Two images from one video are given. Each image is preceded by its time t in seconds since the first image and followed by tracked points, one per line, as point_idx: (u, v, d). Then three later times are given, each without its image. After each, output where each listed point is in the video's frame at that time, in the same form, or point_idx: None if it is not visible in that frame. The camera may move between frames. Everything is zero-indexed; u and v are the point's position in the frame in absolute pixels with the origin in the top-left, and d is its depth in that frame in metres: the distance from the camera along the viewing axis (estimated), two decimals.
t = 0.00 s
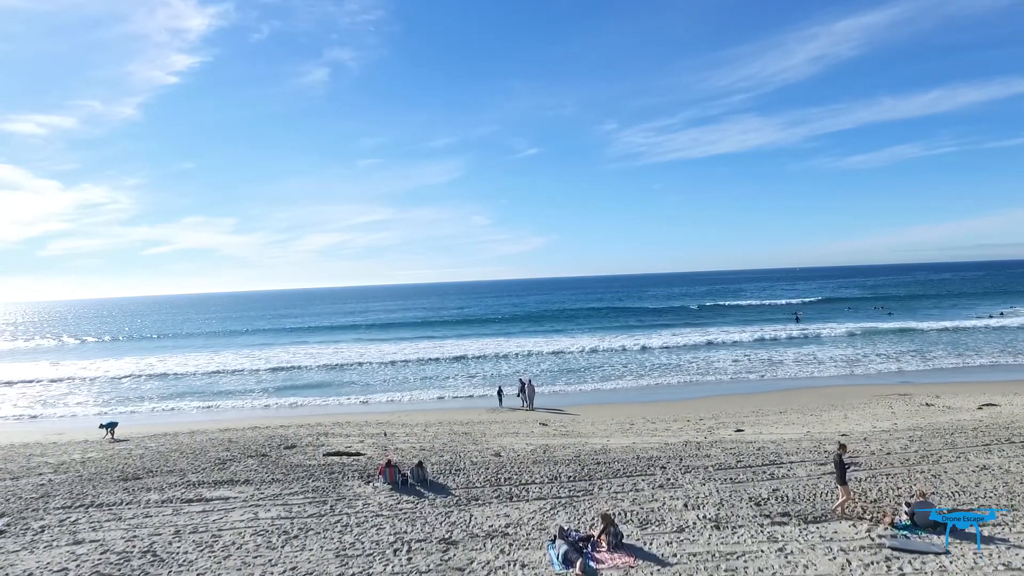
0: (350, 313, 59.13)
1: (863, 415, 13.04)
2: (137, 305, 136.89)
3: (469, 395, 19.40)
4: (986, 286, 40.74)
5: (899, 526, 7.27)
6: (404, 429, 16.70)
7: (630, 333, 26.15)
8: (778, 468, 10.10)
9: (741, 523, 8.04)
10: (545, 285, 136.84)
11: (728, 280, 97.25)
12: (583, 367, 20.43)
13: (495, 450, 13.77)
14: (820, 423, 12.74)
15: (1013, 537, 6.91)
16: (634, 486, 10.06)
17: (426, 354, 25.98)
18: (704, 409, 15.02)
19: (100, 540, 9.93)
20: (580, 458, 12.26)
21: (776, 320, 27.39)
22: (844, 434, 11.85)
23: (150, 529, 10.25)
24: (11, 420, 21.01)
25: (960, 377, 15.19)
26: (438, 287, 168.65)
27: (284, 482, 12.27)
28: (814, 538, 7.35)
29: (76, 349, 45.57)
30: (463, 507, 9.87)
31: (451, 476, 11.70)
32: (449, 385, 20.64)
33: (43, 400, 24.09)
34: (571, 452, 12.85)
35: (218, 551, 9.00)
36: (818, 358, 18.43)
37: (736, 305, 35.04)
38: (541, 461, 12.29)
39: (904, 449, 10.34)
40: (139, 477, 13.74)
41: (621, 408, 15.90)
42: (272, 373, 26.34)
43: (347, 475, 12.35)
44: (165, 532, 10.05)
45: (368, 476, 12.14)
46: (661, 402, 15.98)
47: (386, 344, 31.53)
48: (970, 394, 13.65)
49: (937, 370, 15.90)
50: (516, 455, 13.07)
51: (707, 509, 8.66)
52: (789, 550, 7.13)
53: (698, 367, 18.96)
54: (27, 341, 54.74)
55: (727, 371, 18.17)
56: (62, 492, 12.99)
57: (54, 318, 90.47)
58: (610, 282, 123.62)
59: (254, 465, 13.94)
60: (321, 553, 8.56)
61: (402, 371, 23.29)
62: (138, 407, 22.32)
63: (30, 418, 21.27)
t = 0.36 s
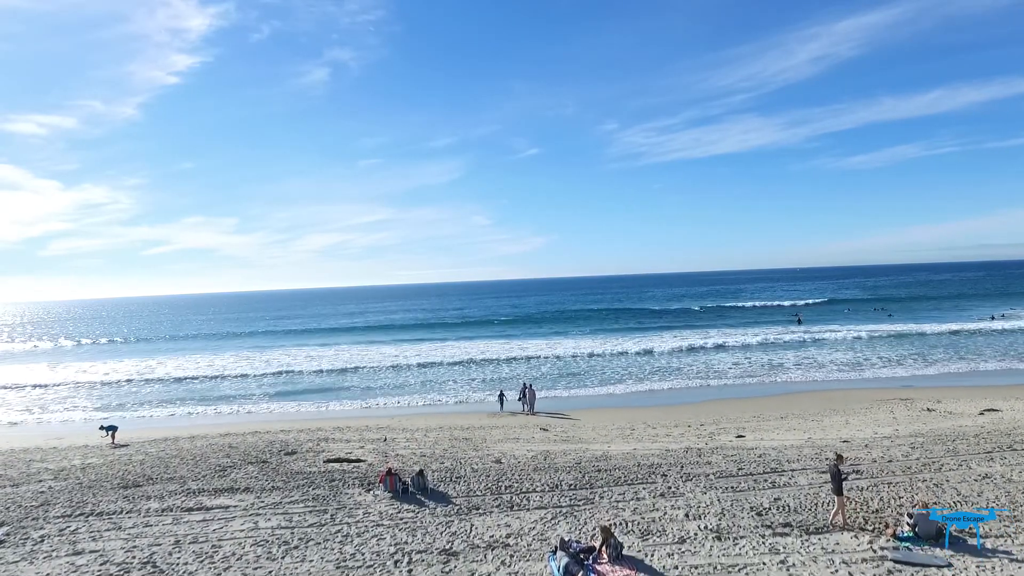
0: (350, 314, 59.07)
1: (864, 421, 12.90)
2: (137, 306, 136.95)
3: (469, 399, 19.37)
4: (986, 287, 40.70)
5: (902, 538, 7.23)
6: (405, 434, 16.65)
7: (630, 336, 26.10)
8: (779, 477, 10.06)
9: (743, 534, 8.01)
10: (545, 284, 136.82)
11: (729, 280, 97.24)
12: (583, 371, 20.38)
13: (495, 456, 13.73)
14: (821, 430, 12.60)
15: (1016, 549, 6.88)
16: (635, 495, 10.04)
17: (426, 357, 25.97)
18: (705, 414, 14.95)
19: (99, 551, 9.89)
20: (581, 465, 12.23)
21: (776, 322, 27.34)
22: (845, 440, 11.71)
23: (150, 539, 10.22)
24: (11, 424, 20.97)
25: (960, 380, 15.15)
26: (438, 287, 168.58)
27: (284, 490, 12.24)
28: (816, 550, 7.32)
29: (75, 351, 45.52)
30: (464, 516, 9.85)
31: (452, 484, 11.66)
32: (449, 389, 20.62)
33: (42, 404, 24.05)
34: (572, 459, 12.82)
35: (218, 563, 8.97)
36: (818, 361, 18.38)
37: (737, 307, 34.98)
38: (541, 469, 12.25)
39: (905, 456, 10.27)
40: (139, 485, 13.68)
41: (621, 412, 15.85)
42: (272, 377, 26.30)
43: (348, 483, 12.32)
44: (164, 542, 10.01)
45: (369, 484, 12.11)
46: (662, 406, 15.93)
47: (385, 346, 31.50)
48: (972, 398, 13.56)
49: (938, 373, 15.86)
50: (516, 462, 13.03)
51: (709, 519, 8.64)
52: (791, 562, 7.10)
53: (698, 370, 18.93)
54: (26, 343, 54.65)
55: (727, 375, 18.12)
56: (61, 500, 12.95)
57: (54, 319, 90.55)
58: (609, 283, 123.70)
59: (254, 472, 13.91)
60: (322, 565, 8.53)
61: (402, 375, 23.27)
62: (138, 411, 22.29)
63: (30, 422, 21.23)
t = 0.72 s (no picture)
0: (350, 315, 59.05)
1: (865, 426, 12.58)
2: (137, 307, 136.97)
3: (469, 404, 19.35)
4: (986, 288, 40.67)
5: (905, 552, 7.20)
6: (405, 441, 16.62)
7: (630, 339, 26.08)
8: (780, 486, 10.00)
9: (745, 546, 7.99)
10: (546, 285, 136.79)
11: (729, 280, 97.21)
12: (583, 375, 20.37)
13: (496, 464, 13.67)
14: (822, 436, 12.27)
15: (1020, 563, 6.84)
16: (636, 505, 10.02)
17: (426, 361, 25.97)
18: (706, 418, 14.82)
19: (100, 563, 9.87)
20: (582, 473, 12.19)
21: (776, 324, 27.30)
22: (846, 446, 11.45)
23: (150, 551, 10.19)
24: (11, 429, 20.93)
25: (960, 384, 15.12)
26: (439, 287, 168.60)
27: (284, 499, 12.21)
28: (817, 563, 7.30)
29: (74, 353, 45.43)
30: (465, 527, 9.83)
31: (452, 493, 11.63)
32: (449, 394, 20.62)
33: (42, 409, 24.02)
34: (572, 467, 12.80)
35: None
36: (818, 364, 18.35)
37: (736, 309, 34.94)
38: (542, 477, 12.21)
39: (907, 463, 10.13)
40: (139, 493, 13.65)
41: (621, 417, 15.80)
42: (272, 381, 26.28)
43: (348, 492, 12.30)
44: (164, 554, 9.99)
45: (369, 494, 12.08)
46: (663, 411, 15.87)
47: (385, 349, 31.47)
48: (973, 404, 13.39)
49: (937, 377, 15.86)
50: (516, 470, 13.00)
51: (710, 530, 8.61)
52: None
53: (698, 374, 18.92)
54: (25, 345, 54.56)
55: (728, 378, 18.09)
56: (61, 509, 12.92)
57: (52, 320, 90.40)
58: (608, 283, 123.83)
59: (254, 480, 13.89)
60: None
61: (402, 379, 23.26)
62: (137, 416, 22.27)
63: (30, 427, 21.20)
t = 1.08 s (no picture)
0: (350, 317, 59.00)
1: (866, 434, 12.26)
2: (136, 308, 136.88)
3: (470, 410, 19.35)
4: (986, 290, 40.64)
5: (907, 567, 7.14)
6: (405, 447, 16.59)
7: (630, 342, 26.06)
8: (781, 495, 9.94)
9: (746, 559, 7.98)
10: (546, 285, 136.79)
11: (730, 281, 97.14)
12: (583, 379, 20.39)
13: (496, 472, 13.65)
14: (824, 443, 11.82)
15: None
16: (637, 515, 10.00)
17: (426, 365, 25.99)
18: (706, 423, 14.65)
19: None
20: (582, 482, 12.17)
21: (777, 326, 27.28)
22: (847, 454, 11.14)
23: (150, 563, 10.18)
24: (10, 435, 20.89)
25: (960, 388, 15.10)
26: (439, 286, 168.54)
27: (285, 508, 12.20)
28: None
29: (72, 356, 45.28)
30: (466, 538, 9.82)
31: (452, 503, 11.60)
32: (449, 399, 20.65)
33: (41, 414, 23.98)
34: (573, 475, 12.78)
35: None
36: (818, 369, 18.37)
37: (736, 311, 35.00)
38: (542, 486, 12.16)
39: (908, 471, 9.94)
40: (139, 503, 13.62)
41: (622, 422, 15.79)
42: (272, 386, 26.26)
43: (348, 501, 12.29)
44: (165, 566, 9.97)
45: (370, 503, 12.07)
46: (663, 416, 15.81)
47: (385, 352, 31.48)
48: (975, 411, 13.23)
49: (936, 381, 15.87)
50: (517, 478, 12.98)
51: (711, 542, 8.60)
52: None
53: (698, 378, 18.93)
54: (23, 347, 54.36)
55: (727, 382, 18.09)
56: (61, 519, 12.88)
57: (51, 321, 90.20)
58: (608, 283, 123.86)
59: (255, 488, 13.88)
60: None
61: (402, 384, 23.28)
62: (137, 421, 22.24)
63: (29, 433, 21.16)
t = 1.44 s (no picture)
0: (343, 318, 58.83)
1: (853, 441, 11.32)
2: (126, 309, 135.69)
3: (462, 415, 19.30)
4: (975, 290, 41.01)
5: None
6: (397, 455, 16.49)
7: (623, 345, 26.08)
8: (773, 503, 9.93)
9: (736, 570, 8.01)
10: (540, 284, 136.77)
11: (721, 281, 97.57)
12: (576, 383, 20.41)
13: (488, 480, 13.59)
14: (814, 448, 11.53)
15: None
16: (629, 524, 10.01)
17: (419, 369, 25.93)
18: (697, 428, 14.34)
19: None
20: (575, 490, 12.14)
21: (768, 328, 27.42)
22: (838, 462, 10.69)
23: None
24: None
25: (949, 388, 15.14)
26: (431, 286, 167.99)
27: (276, 519, 12.12)
28: None
29: (61, 359, 44.81)
30: (458, 550, 9.78)
31: (445, 512, 11.57)
32: (442, 404, 20.62)
33: (30, 420, 23.71)
34: (565, 482, 12.77)
35: None
36: (808, 372, 18.48)
37: (728, 312, 35.20)
38: (535, 495, 12.13)
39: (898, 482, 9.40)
40: (128, 514, 13.46)
41: (614, 426, 15.76)
42: (264, 391, 26.10)
43: (340, 511, 12.22)
44: None
45: (362, 513, 12.01)
46: (654, 420, 15.64)
47: (378, 355, 31.39)
48: (969, 410, 12.31)
49: (924, 381, 15.97)
50: (509, 486, 12.95)
51: (702, 553, 8.61)
52: None
53: (690, 381, 18.99)
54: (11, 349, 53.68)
55: (719, 386, 18.15)
56: (49, 532, 12.72)
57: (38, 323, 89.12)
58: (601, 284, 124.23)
59: (246, 498, 13.77)
60: None
61: (395, 389, 23.22)
62: (127, 427, 22.03)
63: (17, 440, 20.91)
